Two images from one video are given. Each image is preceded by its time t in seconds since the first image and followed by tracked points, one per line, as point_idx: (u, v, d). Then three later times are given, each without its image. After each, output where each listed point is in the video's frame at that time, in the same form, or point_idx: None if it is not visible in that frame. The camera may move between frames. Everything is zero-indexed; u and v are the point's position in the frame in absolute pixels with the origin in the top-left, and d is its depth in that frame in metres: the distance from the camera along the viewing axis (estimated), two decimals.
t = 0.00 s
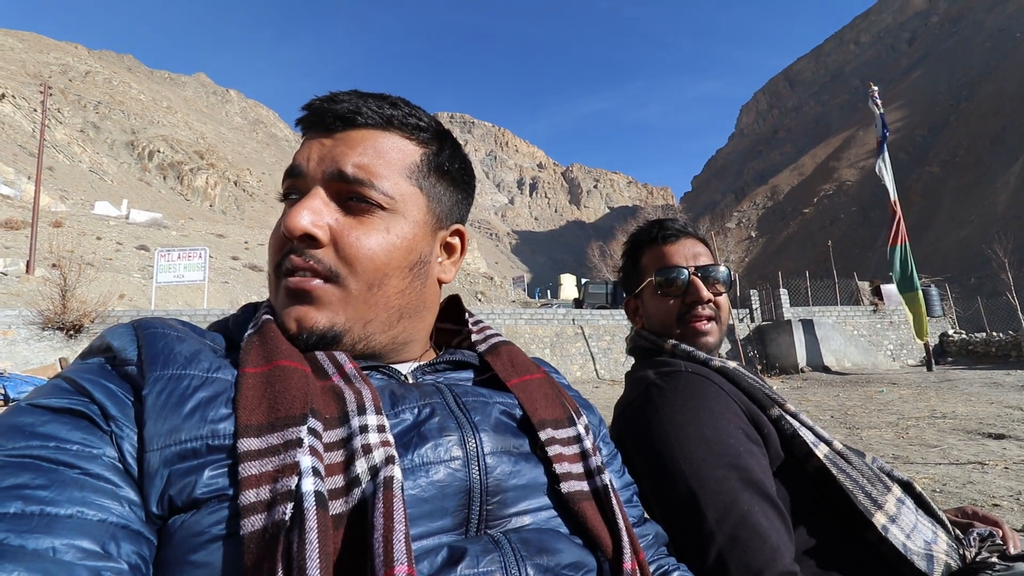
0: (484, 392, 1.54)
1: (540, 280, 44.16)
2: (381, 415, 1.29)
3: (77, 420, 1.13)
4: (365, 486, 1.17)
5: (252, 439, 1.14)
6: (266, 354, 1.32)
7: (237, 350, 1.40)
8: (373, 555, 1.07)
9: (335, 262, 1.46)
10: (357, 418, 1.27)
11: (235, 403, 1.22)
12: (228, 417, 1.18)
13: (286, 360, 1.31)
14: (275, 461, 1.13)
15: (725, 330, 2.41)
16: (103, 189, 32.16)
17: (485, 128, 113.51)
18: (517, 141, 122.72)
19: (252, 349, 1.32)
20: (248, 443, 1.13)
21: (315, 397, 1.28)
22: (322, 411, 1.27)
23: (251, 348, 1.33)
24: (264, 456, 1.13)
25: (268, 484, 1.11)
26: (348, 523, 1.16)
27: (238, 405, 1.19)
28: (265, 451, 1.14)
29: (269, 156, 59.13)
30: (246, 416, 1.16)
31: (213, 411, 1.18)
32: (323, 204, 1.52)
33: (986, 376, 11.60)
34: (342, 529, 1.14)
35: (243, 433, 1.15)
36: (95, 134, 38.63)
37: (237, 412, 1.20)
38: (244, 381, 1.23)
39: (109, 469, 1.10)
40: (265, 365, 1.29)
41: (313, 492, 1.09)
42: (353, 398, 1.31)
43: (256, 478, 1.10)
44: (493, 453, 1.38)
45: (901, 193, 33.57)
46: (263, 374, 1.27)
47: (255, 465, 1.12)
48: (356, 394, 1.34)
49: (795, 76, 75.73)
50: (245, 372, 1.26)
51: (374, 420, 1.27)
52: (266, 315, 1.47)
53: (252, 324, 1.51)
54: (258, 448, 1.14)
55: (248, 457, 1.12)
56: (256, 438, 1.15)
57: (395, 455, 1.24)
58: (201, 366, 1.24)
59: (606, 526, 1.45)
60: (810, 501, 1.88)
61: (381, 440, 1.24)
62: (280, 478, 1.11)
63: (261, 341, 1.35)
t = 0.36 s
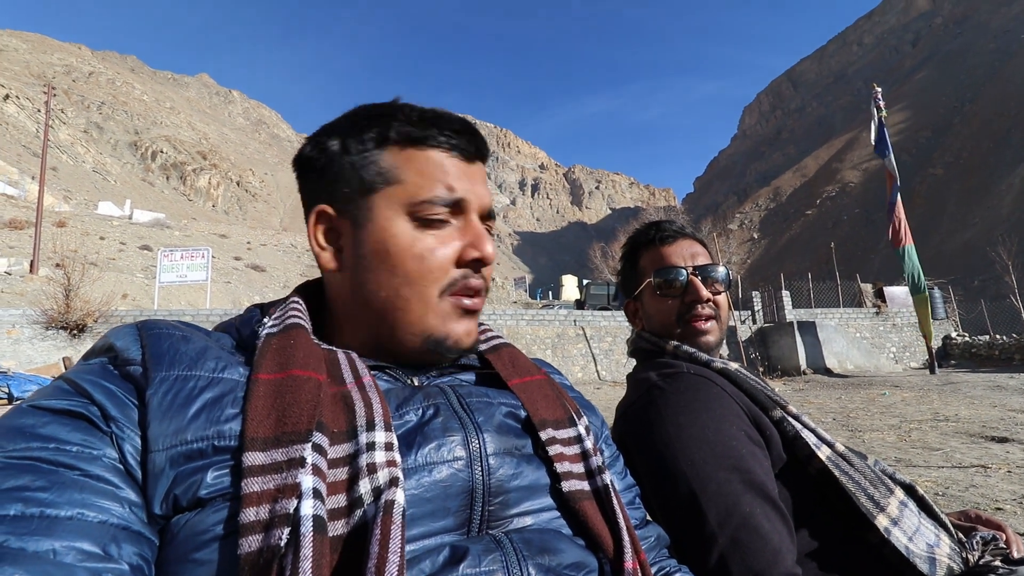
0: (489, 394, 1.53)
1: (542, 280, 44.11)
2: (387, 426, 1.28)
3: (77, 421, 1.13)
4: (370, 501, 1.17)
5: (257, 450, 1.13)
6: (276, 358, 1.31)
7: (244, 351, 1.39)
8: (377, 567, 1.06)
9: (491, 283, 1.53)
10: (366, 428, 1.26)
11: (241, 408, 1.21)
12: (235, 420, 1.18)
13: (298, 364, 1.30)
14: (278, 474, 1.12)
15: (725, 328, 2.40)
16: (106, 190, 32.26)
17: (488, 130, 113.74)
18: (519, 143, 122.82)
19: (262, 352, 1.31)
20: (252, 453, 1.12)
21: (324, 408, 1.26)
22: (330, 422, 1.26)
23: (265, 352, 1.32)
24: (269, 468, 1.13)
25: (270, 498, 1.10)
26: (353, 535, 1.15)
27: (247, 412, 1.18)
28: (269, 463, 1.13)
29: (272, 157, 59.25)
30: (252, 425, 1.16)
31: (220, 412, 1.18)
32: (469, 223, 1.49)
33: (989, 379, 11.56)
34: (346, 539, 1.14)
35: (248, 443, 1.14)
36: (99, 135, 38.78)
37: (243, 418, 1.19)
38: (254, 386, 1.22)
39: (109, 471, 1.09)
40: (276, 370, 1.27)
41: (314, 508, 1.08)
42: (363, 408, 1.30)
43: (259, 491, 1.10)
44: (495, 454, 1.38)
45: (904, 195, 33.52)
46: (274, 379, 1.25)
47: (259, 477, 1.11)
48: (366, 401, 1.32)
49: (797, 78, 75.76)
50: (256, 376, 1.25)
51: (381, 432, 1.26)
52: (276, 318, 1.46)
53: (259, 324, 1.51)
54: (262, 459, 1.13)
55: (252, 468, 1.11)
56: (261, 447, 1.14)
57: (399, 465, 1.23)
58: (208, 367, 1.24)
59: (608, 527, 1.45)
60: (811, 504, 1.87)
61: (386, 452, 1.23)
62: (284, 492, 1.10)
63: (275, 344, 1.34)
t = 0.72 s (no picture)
0: (502, 400, 1.54)
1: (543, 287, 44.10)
2: (405, 435, 1.28)
3: (89, 425, 1.13)
4: (386, 511, 1.17)
5: (281, 454, 1.14)
6: (301, 364, 1.32)
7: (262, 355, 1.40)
8: (397, 571, 1.07)
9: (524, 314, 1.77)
10: (385, 436, 1.27)
11: (263, 414, 1.22)
12: (257, 425, 1.19)
13: (324, 371, 1.30)
14: (300, 478, 1.13)
15: (726, 335, 2.41)
16: (109, 200, 32.38)
17: (489, 139, 114.19)
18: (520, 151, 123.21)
19: (287, 358, 1.33)
20: (275, 458, 1.13)
21: (346, 416, 1.27)
22: (351, 429, 1.27)
23: (293, 357, 1.33)
24: (291, 472, 1.13)
25: (291, 502, 1.10)
26: (368, 544, 1.15)
27: (271, 418, 1.19)
28: (291, 468, 1.14)
29: (274, 166, 59.51)
30: (276, 430, 1.17)
31: (238, 419, 1.18)
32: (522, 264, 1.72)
33: (992, 384, 11.51)
34: (361, 548, 1.14)
35: (272, 447, 1.15)
36: (102, 145, 39.03)
37: (264, 425, 1.20)
38: (280, 392, 1.23)
39: (121, 475, 1.09)
40: (301, 376, 1.29)
41: (335, 513, 1.09)
42: (382, 416, 1.31)
43: (281, 495, 1.10)
44: (504, 462, 1.38)
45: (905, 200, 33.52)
46: (299, 382, 1.27)
47: (281, 482, 1.12)
48: (385, 408, 1.33)
49: (796, 85, 76.04)
50: (282, 382, 1.26)
51: (399, 441, 1.26)
52: (296, 325, 1.47)
53: (277, 331, 1.51)
54: (285, 463, 1.14)
55: (274, 474, 1.12)
56: (284, 452, 1.15)
57: (416, 473, 1.24)
58: (229, 373, 1.25)
59: (615, 530, 1.45)
60: (815, 511, 1.86)
61: (404, 461, 1.23)
62: (305, 498, 1.10)
63: (302, 351, 1.36)
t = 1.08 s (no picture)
0: (496, 390, 1.53)
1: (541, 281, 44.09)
2: (399, 425, 1.28)
3: (77, 421, 1.12)
4: (380, 501, 1.16)
5: (273, 446, 1.14)
6: (294, 356, 1.31)
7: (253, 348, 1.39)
8: (391, 563, 1.06)
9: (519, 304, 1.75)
10: (378, 426, 1.26)
11: (253, 409, 1.21)
12: (248, 417, 1.19)
13: (317, 363, 1.30)
14: (292, 470, 1.12)
15: (722, 327, 2.40)
16: (103, 200, 32.22)
17: (484, 133, 113.89)
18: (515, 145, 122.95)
19: (279, 349, 1.32)
20: (267, 450, 1.13)
21: (338, 406, 1.27)
22: (343, 420, 1.26)
23: (284, 349, 1.33)
24: (283, 464, 1.13)
25: (284, 495, 1.09)
26: (363, 534, 1.15)
27: (263, 411, 1.19)
28: (284, 459, 1.13)
29: (269, 164, 59.28)
30: (268, 423, 1.16)
31: (229, 414, 1.18)
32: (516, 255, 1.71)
33: (989, 370, 11.57)
34: (355, 540, 1.14)
35: (264, 439, 1.14)
36: (95, 146, 38.79)
37: (255, 419, 1.19)
38: (272, 385, 1.22)
39: (110, 470, 1.09)
40: (292, 369, 1.28)
41: (328, 504, 1.09)
42: (375, 405, 1.30)
43: (274, 486, 1.10)
44: (499, 451, 1.38)
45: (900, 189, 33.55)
46: (291, 376, 1.26)
47: (274, 473, 1.11)
48: (378, 398, 1.33)
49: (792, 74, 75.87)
50: (273, 375, 1.26)
51: (392, 431, 1.26)
52: (290, 318, 1.46)
53: (270, 326, 1.50)
54: (278, 455, 1.13)
55: (267, 466, 1.12)
56: (276, 445, 1.15)
57: (410, 463, 1.23)
58: (219, 368, 1.24)
59: (610, 517, 1.45)
60: (811, 497, 1.87)
61: (398, 451, 1.23)
62: (298, 490, 1.10)
63: (294, 343, 1.35)
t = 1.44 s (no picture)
0: (496, 395, 1.54)
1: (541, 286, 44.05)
2: (402, 430, 1.28)
3: (83, 422, 1.13)
4: (383, 505, 1.16)
5: (276, 449, 1.14)
6: (298, 359, 1.32)
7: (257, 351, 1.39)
8: (394, 567, 1.06)
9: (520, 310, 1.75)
10: (381, 432, 1.27)
11: (257, 411, 1.22)
12: (251, 420, 1.19)
13: (320, 366, 1.31)
14: (296, 472, 1.13)
15: (724, 335, 2.41)
16: (105, 200, 32.25)
17: (486, 137, 114.09)
18: (517, 149, 123.17)
19: (283, 353, 1.33)
20: (271, 453, 1.13)
21: (341, 410, 1.27)
22: (347, 424, 1.27)
23: (288, 352, 1.33)
24: (286, 467, 1.13)
25: (287, 498, 1.10)
26: (365, 538, 1.15)
27: (266, 414, 1.19)
28: (287, 462, 1.14)
29: (270, 165, 59.38)
30: (271, 426, 1.17)
31: (232, 417, 1.18)
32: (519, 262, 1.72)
33: (988, 380, 11.57)
34: (357, 543, 1.14)
35: (267, 442, 1.15)
36: (97, 145, 38.88)
37: (259, 422, 1.19)
38: (276, 388, 1.23)
39: (114, 472, 1.09)
40: (296, 372, 1.29)
41: (331, 507, 1.09)
42: (378, 410, 1.31)
43: (277, 490, 1.10)
44: (501, 457, 1.38)
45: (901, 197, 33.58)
46: (295, 379, 1.27)
47: (277, 476, 1.12)
48: (381, 403, 1.33)
49: (793, 82, 76.03)
50: (277, 378, 1.26)
51: (395, 436, 1.26)
52: (294, 321, 1.46)
53: (273, 329, 1.50)
54: (281, 458, 1.14)
55: (270, 469, 1.12)
56: (280, 447, 1.15)
57: (413, 469, 1.23)
58: (223, 371, 1.24)
59: (611, 525, 1.45)
60: (812, 506, 1.87)
61: (400, 456, 1.23)
62: (300, 492, 1.10)
63: (297, 347, 1.35)
